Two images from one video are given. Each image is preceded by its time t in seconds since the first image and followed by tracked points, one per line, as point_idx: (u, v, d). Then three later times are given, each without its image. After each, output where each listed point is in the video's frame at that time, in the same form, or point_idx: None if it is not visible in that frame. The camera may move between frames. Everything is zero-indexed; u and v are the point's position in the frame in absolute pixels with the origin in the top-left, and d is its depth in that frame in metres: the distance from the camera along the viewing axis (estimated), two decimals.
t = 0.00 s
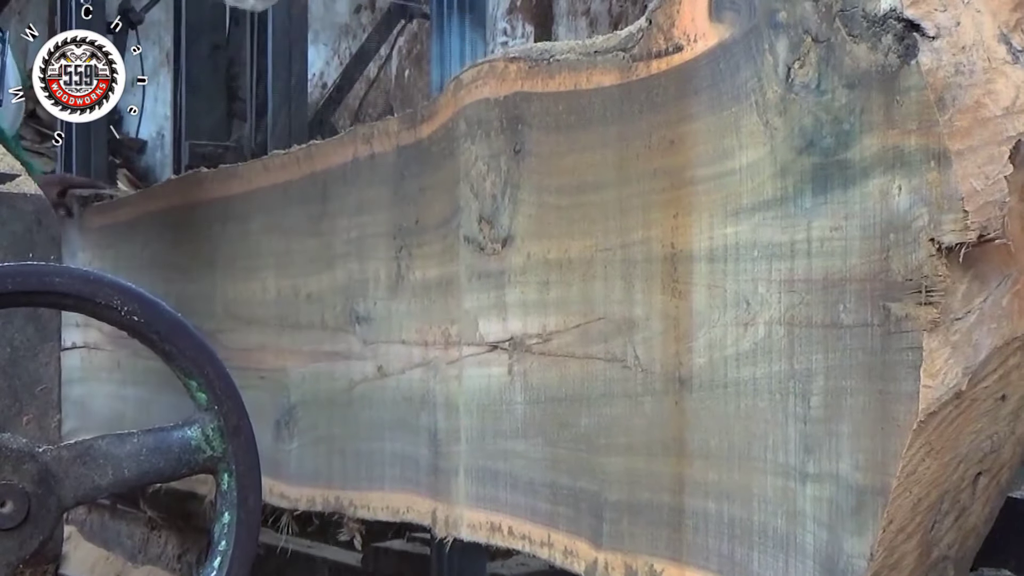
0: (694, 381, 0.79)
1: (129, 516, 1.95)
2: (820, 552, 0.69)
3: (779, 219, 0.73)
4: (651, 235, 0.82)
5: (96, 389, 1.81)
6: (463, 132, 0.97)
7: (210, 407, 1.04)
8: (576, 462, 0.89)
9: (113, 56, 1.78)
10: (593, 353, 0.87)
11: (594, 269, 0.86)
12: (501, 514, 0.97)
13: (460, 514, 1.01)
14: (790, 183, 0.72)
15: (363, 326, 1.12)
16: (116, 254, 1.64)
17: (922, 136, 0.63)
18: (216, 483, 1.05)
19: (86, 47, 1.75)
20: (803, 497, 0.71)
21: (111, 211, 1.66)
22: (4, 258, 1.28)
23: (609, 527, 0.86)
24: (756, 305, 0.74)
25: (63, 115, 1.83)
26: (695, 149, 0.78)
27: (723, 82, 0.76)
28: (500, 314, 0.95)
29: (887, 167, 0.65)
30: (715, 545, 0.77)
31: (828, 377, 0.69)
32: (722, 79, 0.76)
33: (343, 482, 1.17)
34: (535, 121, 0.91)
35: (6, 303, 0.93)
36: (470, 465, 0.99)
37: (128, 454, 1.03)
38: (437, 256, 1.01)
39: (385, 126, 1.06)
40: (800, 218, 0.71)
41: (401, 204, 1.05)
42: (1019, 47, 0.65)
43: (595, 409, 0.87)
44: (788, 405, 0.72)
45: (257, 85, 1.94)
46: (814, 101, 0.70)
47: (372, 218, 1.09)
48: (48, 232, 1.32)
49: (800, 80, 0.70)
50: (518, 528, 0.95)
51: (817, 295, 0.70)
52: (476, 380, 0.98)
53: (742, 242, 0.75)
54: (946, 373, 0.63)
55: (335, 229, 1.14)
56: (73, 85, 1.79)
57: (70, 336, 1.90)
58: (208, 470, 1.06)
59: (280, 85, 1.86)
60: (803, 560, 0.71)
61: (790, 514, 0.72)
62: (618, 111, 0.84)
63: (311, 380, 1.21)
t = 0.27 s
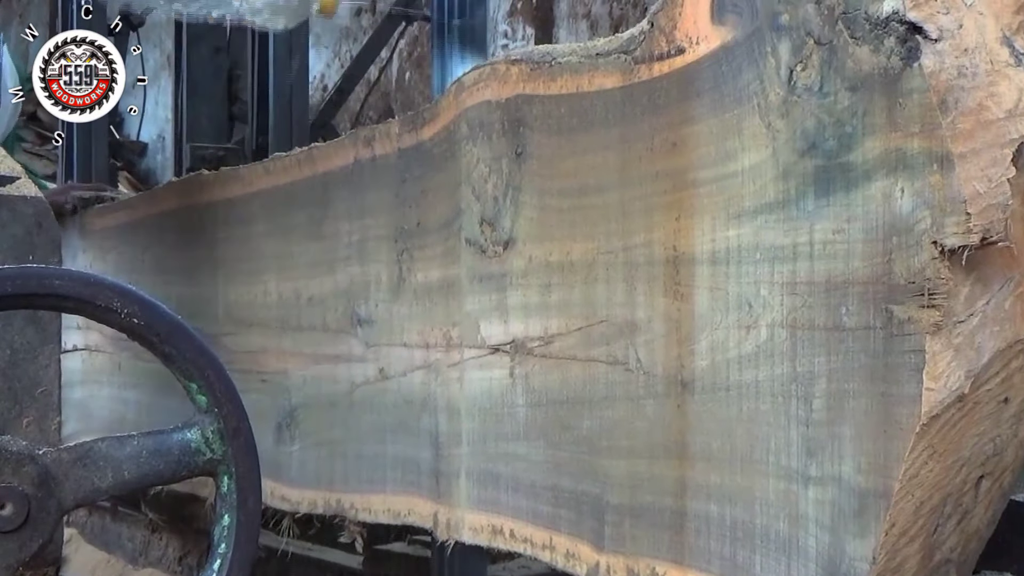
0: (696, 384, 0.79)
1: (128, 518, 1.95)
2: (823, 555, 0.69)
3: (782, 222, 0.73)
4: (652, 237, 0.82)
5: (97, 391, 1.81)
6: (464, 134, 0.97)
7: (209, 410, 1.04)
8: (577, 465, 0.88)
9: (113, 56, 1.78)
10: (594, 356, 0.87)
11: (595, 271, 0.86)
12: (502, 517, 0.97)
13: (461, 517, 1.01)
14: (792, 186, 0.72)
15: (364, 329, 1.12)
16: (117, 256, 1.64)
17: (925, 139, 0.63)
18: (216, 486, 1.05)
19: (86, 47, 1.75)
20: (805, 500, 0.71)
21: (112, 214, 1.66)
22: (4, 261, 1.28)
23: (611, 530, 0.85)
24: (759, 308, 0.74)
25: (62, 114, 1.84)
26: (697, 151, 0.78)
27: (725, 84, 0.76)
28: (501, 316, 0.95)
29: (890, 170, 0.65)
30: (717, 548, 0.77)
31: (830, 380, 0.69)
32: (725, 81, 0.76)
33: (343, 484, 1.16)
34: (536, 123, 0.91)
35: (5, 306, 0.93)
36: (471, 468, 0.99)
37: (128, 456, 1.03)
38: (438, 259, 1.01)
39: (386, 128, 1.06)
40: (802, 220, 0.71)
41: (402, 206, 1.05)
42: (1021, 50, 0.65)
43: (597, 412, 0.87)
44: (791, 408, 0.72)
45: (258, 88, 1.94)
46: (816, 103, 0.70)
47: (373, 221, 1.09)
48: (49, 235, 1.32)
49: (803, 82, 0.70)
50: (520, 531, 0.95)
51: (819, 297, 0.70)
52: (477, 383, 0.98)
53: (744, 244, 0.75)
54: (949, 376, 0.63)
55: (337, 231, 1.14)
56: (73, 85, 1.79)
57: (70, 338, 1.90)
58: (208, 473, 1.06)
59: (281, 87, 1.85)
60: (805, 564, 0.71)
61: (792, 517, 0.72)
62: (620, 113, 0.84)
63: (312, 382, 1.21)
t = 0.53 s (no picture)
0: (697, 385, 0.78)
1: (129, 520, 1.94)
2: (823, 557, 0.69)
3: (783, 223, 0.73)
4: (653, 239, 0.82)
5: (98, 392, 1.81)
6: (465, 136, 0.97)
7: (211, 411, 1.04)
8: (578, 467, 0.88)
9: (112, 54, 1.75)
10: (595, 357, 0.87)
11: (596, 273, 0.86)
12: (503, 518, 0.97)
13: (462, 518, 1.01)
14: (793, 187, 0.72)
15: (365, 330, 1.12)
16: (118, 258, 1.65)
17: (926, 140, 0.63)
18: (217, 486, 1.05)
19: (86, 47, 1.57)
20: (806, 501, 0.71)
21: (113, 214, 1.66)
22: (6, 262, 1.28)
23: (612, 531, 0.85)
24: (760, 310, 0.74)
25: (62, 115, 1.66)
26: (697, 152, 0.78)
27: (726, 86, 0.76)
28: (502, 318, 0.95)
29: (891, 171, 0.65)
30: (718, 549, 0.77)
31: (831, 382, 0.69)
32: (726, 83, 0.76)
33: (344, 486, 1.16)
34: (538, 125, 0.91)
35: (7, 307, 0.93)
36: (472, 469, 0.99)
37: (129, 457, 1.03)
38: (440, 260, 1.01)
39: (387, 129, 1.06)
40: (803, 222, 0.71)
41: (403, 207, 1.05)
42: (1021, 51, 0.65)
43: (598, 413, 0.87)
44: (792, 410, 0.72)
45: (259, 89, 1.94)
46: (817, 104, 0.70)
47: (374, 222, 1.09)
48: (50, 236, 1.32)
49: (804, 84, 0.70)
50: (521, 532, 0.95)
51: (821, 299, 0.70)
52: (478, 384, 0.98)
53: (745, 246, 0.75)
54: (950, 377, 0.63)
55: (338, 232, 1.14)
56: (73, 85, 1.60)
57: (71, 339, 1.90)
58: (209, 474, 1.06)
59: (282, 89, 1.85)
60: (806, 565, 0.71)
61: (793, 518, 0.72)
62: (622, 115, 0.84)
63: (313, 384, 1.21)
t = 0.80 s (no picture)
0: (695, 385, 0.79)
1: (129, 520, 1.94)
2: (822, 556, 0.70)
3: (781, 223, 0.73)
4: (652, 239, 0.82)
5: (98, 392, 1.81)
6: (464, 136, 0.97)
7: (211, 411, 1.04)
8: (577, 466, 0.89)
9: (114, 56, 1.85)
10: (594, 356, 0.87)
11: (595, 273, 0.86)
12: (502, 518, 0.97)
13: (461, 517, 1.01)
14: (791, 187, 0.72)
15: (364, 330, 1.12)
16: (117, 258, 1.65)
17: (923, 140, 0.63)
18: (217, 486, 1.05)
19: (85, 47, 1.83)
20: (804, 500, 0.71)
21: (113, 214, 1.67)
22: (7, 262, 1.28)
23: (610, 531, 0.86)
24: (757, 309, 0.74)
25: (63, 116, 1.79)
26: (695, 152, 0.78)
27: (723, 86, 0.76)
28: (501, 317, 0.95)
29: (888, 171, 0.66)
30: (717, 548, 0.77)
31: (829, 381, 0.70)
32: (724, 83, 0.76)
33: (343, 486, 1.17)
34: (536, 125, 0.91)
35: (7, 307, 0.93)
36: (471, 469, 0.99)
37: (129, 457, 1.04)
38: (439, 260, 1.01)
39: (386, 129, 1.07)
40: (801, 221, 0.72)
41: (402, 207, 1.05)
42: (1019, 52, 0.66)
43: (596, 413, 0.87)
44: (789, 409, 0.72)
45: (259, 89, 1.94)
46: (815, 104, 0.70)
47: (373, 222, 1.09)
48: (50, 236, 1.31)
49: (801, 83, 0.71)
50: (519, 532, 0.95)
51: (819, 298, 0.70)
52: (477, 384, 0.98)
53: (743, 246, 0.75)
54: (947, 377, 0.64)
55: (337, 232, 1.14)
56: (73, 85, 1.80)
57: (71, 339, 1.91)
58: (209, 474, 1.07)
59: (282, 88, 1.85)
60: (804, 565, 0.71)
61: (791, 517, 0.72)
62: (620, 115, 0.84)
63: (313, 384, 1.21)
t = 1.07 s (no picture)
0: (691, 385, 0.79)
1: (129, 520, 1.94)
2: (817, 555, 0.70)
3: (776, 223, 0.73)
4: (648, 239, 0.82)
5: (97, 392, 1.82)
6: (461, 136, 0.97)
7: (211, 411, 1.05)
8: (573, 466, 0.89)
9: (112, 56, 1.96)
10: (590, 356, 0.87)
11: (591, 273, 0.87)
12: (499, 518, 0.97)
13: (459, 517, 1.01)
14: (786, 187, 0.72)
15: (362, 330, 1.12)
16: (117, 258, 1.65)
17: (917, 141, 0.64)
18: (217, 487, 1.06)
19: (85, 47, 1.92)
20: (799, 499, 0.71)
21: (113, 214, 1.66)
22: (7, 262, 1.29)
23: (607, 530, 0.86)
24: (753, 309, 0.75)
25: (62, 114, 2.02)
26: (691, 153, 0.79)
27: (719, 87, 0.76)
28: (498, 317, 0.95)
29: (883, 172, 0.66)
30: (712, 548, 0.77)
31: (825, 381, 0.70)
32: (719, 83, 0.76)
33: (342, 486, 1.17)
34: (533, 125, 0.91)
35: (6, 308, 0.94)
36: (469, 469, 1.00)
37: (129, 457, 1.04)
38: (436, 261, 1.02)
39: (384, 130, 1.07)
40: (796, 222, 0.72)
41: (400, 208, 1.06)
42: (1013, 53, 0.65)
43: (593, 413, 0.87)
44: (785, 408, 0.73)
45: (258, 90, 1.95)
46: (810, 105, 0.70)
47: (371, 223, 1.09)
48: (49, 236, 1.32)
49: (797, 84, 0.71)
50: (517, 531, 0.95)
51: (814, 298, 0.71)
52: (474, 384, 0.98)
53: (739, 246, 0.76)
54: (940, 377, 0.64)
55: (335, 232, 1.14)
56: (72, 85, 1.97)
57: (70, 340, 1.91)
58: (209, 474, 1.07)
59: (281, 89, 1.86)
60: (800, 564, 0.71)
61: (787, 517, 0.72)
62: (616, 115, 0.84)
63: (312, 384, 1.21)
